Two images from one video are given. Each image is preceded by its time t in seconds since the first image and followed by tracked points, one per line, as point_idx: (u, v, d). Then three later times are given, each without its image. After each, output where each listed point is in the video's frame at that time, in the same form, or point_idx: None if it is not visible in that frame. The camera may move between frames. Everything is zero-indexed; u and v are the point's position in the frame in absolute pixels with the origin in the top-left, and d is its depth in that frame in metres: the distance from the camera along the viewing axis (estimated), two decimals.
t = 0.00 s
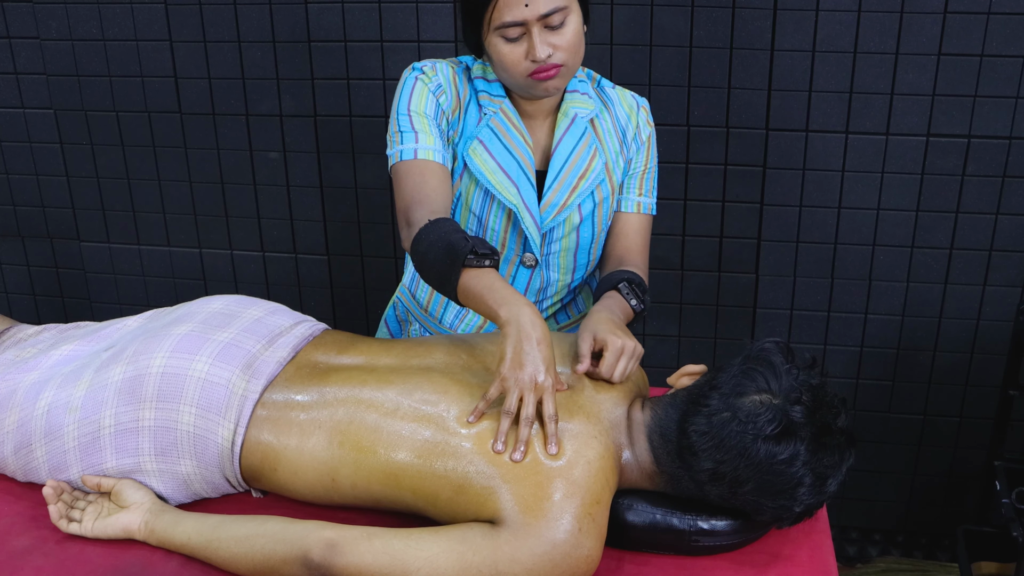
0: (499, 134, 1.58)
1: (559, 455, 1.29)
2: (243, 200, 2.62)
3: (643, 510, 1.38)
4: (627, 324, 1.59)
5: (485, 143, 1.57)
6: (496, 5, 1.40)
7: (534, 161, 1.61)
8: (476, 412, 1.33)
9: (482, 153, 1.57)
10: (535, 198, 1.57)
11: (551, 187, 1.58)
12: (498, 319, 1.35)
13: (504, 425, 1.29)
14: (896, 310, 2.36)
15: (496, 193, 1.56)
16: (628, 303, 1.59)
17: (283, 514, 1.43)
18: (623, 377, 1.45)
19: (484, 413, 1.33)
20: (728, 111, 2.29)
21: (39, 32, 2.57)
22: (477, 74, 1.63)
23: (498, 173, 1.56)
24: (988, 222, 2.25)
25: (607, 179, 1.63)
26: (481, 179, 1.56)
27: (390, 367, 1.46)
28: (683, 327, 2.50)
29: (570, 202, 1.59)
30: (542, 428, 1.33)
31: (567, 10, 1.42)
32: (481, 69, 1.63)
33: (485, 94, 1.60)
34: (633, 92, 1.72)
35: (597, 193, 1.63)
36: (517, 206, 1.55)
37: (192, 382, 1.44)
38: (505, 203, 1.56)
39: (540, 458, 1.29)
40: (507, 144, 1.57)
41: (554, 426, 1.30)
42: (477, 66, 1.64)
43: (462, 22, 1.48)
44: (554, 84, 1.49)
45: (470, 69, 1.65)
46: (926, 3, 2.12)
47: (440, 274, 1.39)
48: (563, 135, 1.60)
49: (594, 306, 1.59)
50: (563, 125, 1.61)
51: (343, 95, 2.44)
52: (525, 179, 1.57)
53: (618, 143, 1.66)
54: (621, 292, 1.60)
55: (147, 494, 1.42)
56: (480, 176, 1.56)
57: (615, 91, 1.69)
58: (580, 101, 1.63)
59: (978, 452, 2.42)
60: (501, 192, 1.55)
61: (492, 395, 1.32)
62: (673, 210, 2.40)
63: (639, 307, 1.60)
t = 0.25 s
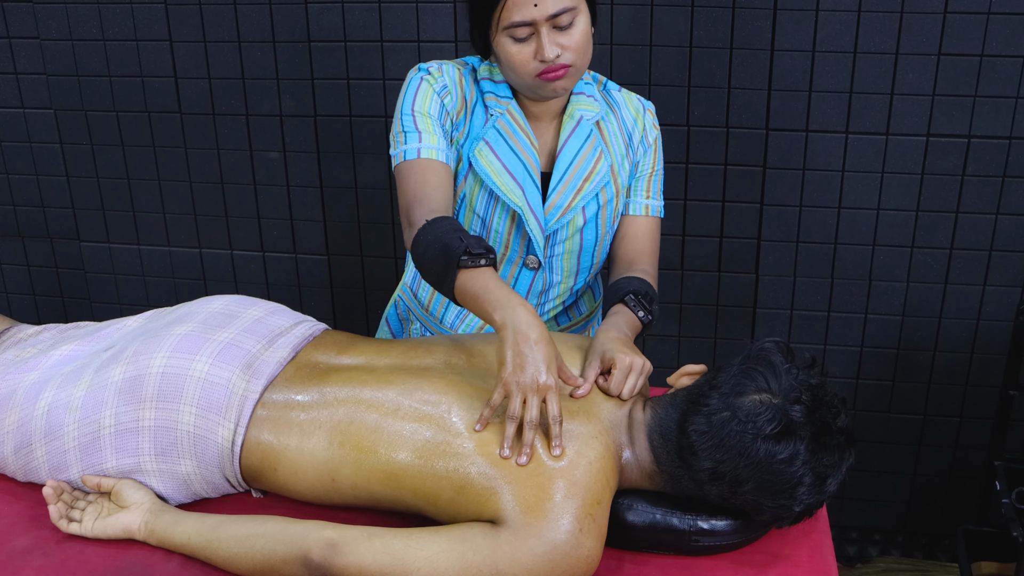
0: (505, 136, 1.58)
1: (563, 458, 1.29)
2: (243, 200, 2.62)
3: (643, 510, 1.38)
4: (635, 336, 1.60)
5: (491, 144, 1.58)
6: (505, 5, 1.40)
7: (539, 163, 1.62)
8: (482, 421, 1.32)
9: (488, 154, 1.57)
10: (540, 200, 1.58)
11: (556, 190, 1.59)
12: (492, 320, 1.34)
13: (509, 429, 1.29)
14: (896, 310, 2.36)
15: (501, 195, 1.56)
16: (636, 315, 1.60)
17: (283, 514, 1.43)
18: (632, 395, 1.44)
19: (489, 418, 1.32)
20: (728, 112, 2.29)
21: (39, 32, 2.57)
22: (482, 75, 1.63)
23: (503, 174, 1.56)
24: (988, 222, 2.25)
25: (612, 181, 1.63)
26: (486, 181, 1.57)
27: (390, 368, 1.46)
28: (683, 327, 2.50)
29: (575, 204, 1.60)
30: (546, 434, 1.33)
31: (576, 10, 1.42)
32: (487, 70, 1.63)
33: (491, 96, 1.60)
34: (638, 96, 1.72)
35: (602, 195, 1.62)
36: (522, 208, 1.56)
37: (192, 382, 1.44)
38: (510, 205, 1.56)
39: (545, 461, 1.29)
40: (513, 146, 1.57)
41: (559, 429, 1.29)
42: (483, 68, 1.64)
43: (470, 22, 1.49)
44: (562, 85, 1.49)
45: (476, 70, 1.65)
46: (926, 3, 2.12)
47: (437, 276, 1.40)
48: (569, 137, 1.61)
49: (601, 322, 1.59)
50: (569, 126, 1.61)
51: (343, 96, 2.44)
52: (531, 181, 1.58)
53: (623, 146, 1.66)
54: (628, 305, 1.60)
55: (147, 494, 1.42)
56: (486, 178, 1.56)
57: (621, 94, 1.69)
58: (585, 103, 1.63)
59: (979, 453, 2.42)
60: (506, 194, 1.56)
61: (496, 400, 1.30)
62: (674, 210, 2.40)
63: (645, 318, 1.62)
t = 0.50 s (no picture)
0: (510, 137, 1.57)
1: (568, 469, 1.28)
2: (243, 200, 2.62)
3: (643, 510, 1.38)
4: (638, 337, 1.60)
5: (496, 147, 1.57)
6: (510, 5, 1.40)
7: (544, 165, 1.62)
8: (489, 424, 1.32)
9: (493, 156, 1.57)
10: (545, 202, 1.58)
11: (561, 192, 1.59)
12: (513, 330, 1.34)
13: (518, 437, 1.28)
14: (896, 310, 2.36)
15: (506, 197, 1.56)
16: (638, 316, 1.60)
17: (283, 514, 1.43)
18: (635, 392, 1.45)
19: (497, 422, 1.32)
20: (728, 111, 2.29)
21: (39, 32, 2.57)
22: (485, 77, 1.62)
23: (509, 177, 1.56)
24: (988, 222, 2.25)
25: (615, 183, 1.63)
26: (491, 183, 1.56)
27: (390, 368, 1.46)
28: (683, 327, 2.50)
29: (580, 206, 1.59)
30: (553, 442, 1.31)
31: (580, 11, 1.43)
32: (490, 71, 1.62)
33: (495, 97, 1.59)
34: (640, 97, 1.72)
35: (606, 197, 1.62)
36: (527, 210, 1.56)
37: (192, 383, 1.44)
38: (516, 207, 1.56)
39: (551, 470, 1.27)
40: (518, 148, 1.57)
41: (566, 440, 1.28)
42: (486, 69, 1.63)
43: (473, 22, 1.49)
44: (567, 86, 1.49)
45: (479, 71, 1.63)
46: (926, 2, 2.12)
47: (456, 281, 1.38)
48: (572, 139, 1.61)
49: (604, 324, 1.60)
50: (572, 128, 1.62)
51: (343, 96, 2.44)
52: (536, 183, 1.58)
53: (626, 147, 1.66)
54: (630, 306, 1.61)
55: (147, 494, 1.42)
56: (491, 180, 1.56)
57: (623, 95, 1.69)
58: (588, 104, 1.64)
59: (978, 452, 2.42)
60: (511, 196, 1.56)
61: (507, 405, 1.30)
62: (673, 210, 2.40)
63: (647, 320, 1.62)
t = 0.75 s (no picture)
0: (514, 140, 1.57)
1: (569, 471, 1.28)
2: (244, 200, 2.62)
3: (643, 510, 1.38)
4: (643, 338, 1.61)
5: (499, 148, 1.57)
6: (514, 7, 1.40)
7: (547, 167, 1.62)
8: (489, 425, 1.31)
9: (496, 158, 1.57)
10: (547, 205, 1.58)
11: (563, 195, 1.59)
12: (514, 332, 1.34)
13: (518, 439, 1.28)
14: (896, 310, 2.36)
15: (509, 199, 1.56)
16: (644, 317, 1.61)
17: (283, 514, 1.43)
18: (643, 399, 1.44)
19: (497, 424, 1.31)
20: (728, 111, 2.29)
21: (39, 32, 2.57)
22: (490, 78, 1.63)
23: (512, 179, 1.56)
24: (988, 222, 2.25)
25: (618, 187, 1.64)
26: (494, 185, 1.56)
27: (390, 368, 1.46)
28: (683, 328, 2.50)
29: (583, 210, 1.59)
30: (554, 443, 1.31)
31: (585, 13, 1.43)
32: (495, 73, 1.63)
33: (500, 98, 1.60)
34: (643, 100, 1.73)
35: (608, 201, 1.63)
36: (530, 213, 1.56)
37: (192, 383, 1.44)
38: (519, 209, 1.56)
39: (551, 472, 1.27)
40: (521, 150, 1.57)
41: (566, 442, 1.28)
42: (491, 70, 1.64)
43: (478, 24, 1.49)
44: (571, 88, 1.49)
45: (484, 72, 1.64)
46: (926, 2, 2.12)
47: (456, 282, 1.37)
48: (576, 141, 1.61)
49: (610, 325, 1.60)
50: (575, 131, 1.61)
51: (343, 96, 2.44)
52: (539, 185, 1.57)
53: (629, 151, 1.66)
54: (635, 307, 1.61)
55: (147, 494, 1.42)
56: (494, 182, 1.56)
57: (626, 98, 1.70)
58: (591, 107, 1.64)
59: (978, 452, 2.42)
60: (514, 199, 1.56)
61: (507, 408, 1.30)
62: (674, 210, 2.40)
63: (653, 320, 1.62)
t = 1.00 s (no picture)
0: (515, 144, 1.57)
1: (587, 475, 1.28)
2: (243, 200, 2.62)
3: (643, 510, 1.38)
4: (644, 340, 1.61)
5: (501, 153, 1.57)
6: (521, 9, 1.40)
7: (548, 171, 1.62)
8: (507, 433, 1.31)
9: (498, 163, 1.57)
10: (549, 209, 1.58)
11: (565, 199, 1.59)
12: (527, 337, 1.33)
13: (535, 444, 1.28)
14: (896, 310, 2.36)
15: (511, 204, 1.56)
16: (644, 320, 1.62)
17: (283, 514, 1.43)
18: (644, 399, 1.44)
19: (515, 432, 1.31)
20: (728, 111, 2.29)
21: (39, 32, 2.57)
22: (490, 81, 1.60)
23: (513, 183, 1.56)
24: (989, 222, 2.25)
25: (620, 190, 1.63)
26: (496, 190, 1.56)
27: (390, 368, 1.46)
28: (683, 328, 2.50)
29: (584, 213, 1.60)
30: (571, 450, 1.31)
31: (592, 17, 1.43)
32: (495, 75, 1.61)
33: (500, 102, 1.59)
34: (644, 101, 1.72)
35: (610, 204, 1.63)
36: (531, 217, 1.56)
37: (192, 383, 1.44)
38: (520, 214, 1.56)
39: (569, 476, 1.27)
40: (523, 154, 1.57)
41: (584, 445, 1.28)
42: (490, 72, 1.62)
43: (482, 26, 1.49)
44: (575, 91, 1.49)
45: (483, 75, 1.62)
46: (926, 2, 2.12)
47: (465, 288, 1.37)
48: (577, 144, 1.61)
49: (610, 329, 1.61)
50: (576, 134, 1.61)
51: (343, 96, 2.44)
52: (540, 190, 1.58)
53: (631, 153, 1.66)
54: (636, 311, 1.62)
55: (147, 494, 1.42)
56: (496, 187, 1.56)
57: (627, 99, 1.69)
58: (593, 110, 1.63)
59: (979, 452, 2.42)
60: (515, 203, 1.56)
61: (525, 414, 1.30)
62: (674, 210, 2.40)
63: (654, 323, 1.62)
